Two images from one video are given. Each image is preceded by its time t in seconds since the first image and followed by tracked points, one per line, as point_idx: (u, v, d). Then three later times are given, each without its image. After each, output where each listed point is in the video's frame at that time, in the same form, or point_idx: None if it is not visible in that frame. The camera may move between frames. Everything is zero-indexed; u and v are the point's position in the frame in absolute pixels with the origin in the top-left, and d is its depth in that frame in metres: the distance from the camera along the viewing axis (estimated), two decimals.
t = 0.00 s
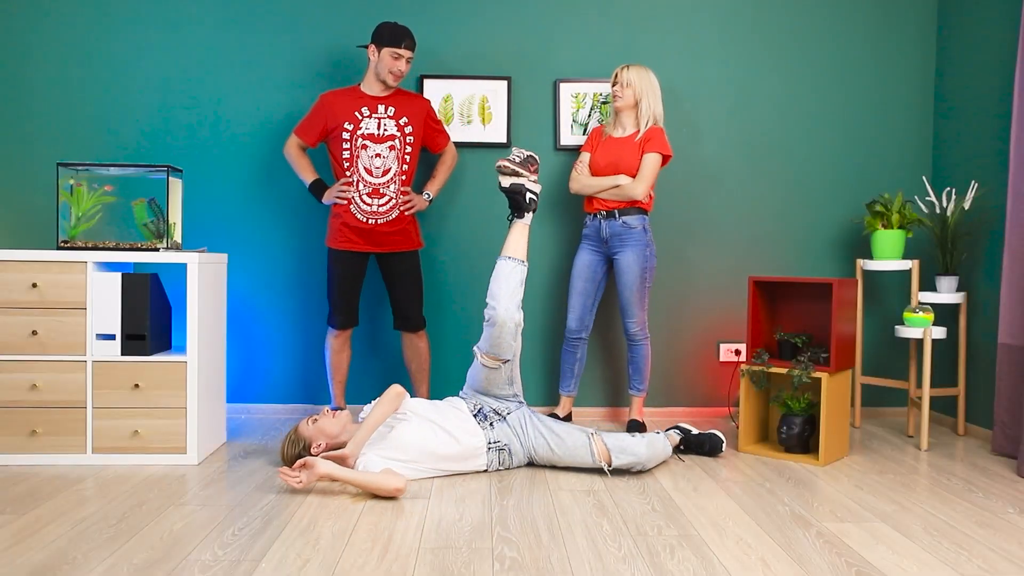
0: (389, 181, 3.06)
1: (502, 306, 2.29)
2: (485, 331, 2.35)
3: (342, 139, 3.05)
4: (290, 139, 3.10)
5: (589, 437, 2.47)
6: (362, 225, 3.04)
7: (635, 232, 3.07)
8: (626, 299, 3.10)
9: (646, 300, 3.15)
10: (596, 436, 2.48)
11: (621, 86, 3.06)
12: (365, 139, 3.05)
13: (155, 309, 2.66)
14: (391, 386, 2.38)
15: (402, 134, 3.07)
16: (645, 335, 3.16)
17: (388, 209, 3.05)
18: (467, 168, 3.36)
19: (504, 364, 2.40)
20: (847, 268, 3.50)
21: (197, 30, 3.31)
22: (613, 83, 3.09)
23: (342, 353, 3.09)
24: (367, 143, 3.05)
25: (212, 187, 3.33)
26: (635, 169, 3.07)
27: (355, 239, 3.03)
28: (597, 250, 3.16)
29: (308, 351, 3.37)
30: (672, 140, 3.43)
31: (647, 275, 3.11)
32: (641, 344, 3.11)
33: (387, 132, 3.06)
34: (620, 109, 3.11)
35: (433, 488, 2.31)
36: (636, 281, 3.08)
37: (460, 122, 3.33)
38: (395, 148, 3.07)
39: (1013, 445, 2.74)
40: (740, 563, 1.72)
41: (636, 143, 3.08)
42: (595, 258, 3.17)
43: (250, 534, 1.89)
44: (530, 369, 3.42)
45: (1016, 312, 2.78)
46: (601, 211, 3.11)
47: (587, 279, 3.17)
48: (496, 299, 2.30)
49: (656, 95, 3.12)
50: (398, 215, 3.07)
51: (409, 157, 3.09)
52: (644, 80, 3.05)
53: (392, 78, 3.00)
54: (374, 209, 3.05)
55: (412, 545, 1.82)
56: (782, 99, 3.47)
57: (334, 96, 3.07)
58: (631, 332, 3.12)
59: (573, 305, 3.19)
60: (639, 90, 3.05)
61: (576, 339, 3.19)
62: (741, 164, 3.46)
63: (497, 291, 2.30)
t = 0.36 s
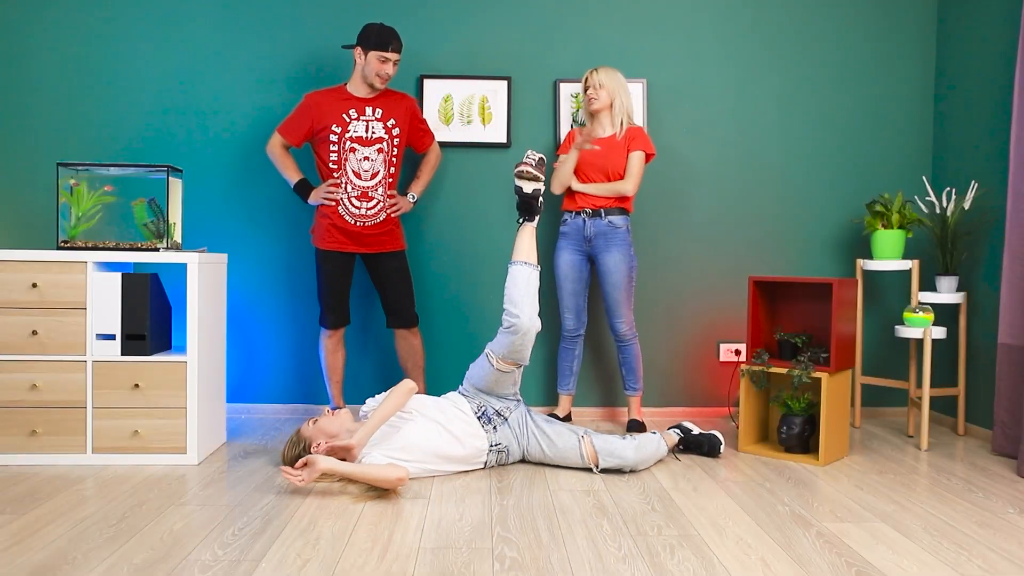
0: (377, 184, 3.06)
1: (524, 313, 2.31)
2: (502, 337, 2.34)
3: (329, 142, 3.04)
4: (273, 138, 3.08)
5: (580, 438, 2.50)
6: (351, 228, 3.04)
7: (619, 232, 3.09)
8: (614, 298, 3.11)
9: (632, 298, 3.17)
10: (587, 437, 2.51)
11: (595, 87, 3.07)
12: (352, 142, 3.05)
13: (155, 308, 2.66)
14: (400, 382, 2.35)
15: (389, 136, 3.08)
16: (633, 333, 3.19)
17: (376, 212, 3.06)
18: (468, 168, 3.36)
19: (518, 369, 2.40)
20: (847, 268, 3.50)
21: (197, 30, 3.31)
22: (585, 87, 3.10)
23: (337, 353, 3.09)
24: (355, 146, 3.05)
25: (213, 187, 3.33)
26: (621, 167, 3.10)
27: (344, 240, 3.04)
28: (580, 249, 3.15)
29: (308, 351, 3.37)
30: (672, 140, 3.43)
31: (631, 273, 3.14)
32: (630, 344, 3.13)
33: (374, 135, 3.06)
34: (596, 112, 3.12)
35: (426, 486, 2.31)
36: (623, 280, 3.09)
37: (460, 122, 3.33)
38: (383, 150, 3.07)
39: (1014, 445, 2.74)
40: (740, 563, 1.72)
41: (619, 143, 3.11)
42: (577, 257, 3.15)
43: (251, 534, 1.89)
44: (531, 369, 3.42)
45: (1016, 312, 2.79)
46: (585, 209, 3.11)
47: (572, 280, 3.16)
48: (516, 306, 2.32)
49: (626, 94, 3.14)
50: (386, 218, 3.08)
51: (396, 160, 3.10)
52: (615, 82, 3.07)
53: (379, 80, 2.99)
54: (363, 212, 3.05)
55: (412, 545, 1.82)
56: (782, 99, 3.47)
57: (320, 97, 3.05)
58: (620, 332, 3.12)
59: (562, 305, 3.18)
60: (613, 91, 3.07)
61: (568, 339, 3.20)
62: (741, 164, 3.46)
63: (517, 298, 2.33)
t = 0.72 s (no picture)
0: (382, 182, 3.06)
1: (528, 312, 2.31)
2: (504, 336, 2.33)
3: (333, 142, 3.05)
4: (279, 146, 3.09)
5: (580, 440, 2.50)
6: (358, 227, 3.04)
7: (600, 233, 3.10)
8: (599, 299, 3.11)
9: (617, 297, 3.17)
10: (587, 438, 2.51)
11: (572, 88, 3.07)
12: (356, 141, 3.05)
13: (155, 309, 2.66)
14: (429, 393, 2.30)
15: (393, 133, 3.07)
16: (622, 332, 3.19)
17: (382, 210, 3.05)
18: (468, 168, 3.36)
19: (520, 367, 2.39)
20: (847, 268, 3.50)
21: (197, 30, 3.31)
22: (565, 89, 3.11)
23: (339, 353, 3.09)
24: (359, 144, 3.05)
25: (213, 187, 3.33)
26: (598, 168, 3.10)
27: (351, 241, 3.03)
28: (561, 250, 3.17)
29: (308, 351, 3.37)
30: (672, 140, 3.43)
31: (614, 273, 3.15)
32: (619, 345, 3.13)
33: (377, 132, 3.05)
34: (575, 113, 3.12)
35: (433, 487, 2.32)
36: (605, 280, 3.11)
37: (460, 122, 3.33)
38: (387, 148, 3.06)
39: (1014, 445, 2.74)
40: (740, 563, 1.72)
41: (597, 143, 3.12)
42: (559, 257, 3.17)
43: (251, 534, 1.89)
44: (531, 370, 3.42)
45: (1016, 312, 2.79)
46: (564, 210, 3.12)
47: (557, 279, 3.18)
48: (520, 304, 2.32)
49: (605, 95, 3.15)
50: (393, 216, 3.07)
51: (401, 157, 3.09)
52: (594, 82, 3.07)
53: (378, 79, 3.00)
54: (369, 211, 3.04)
55: (412, 545, 1.82)
56: (782, 99, 3.47)
57: (322, 99, 3.06)
58: (609, 333, 3.12)
59: (550, 305, 3.20)
60: (592, 92, 3.07)
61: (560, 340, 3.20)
62: (741, 164, 3.46)
63: (521, 296, 2.33)
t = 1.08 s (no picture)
0: (393, 178, 3.05)
1: (532, 310, 2.29)
2: (509, 335, 2.32)
3: (343, 141, 3.05)
4: (294, 155, 3.11)
5: (584, 442, 2.49)
6: (370, 224, 3.03)
7: (592, 232, 3.11)
8: (593, 298, 3.11)
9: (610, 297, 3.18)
10: (591, 440, 2.51)
11: (566, 90, 3.11)
12: (365, 138, 3.05)
13: (156, 308, 2.66)
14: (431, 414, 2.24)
15: (403, 130, 3.07)
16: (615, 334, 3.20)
17: (394, 206, 3.05)
18: (468, 168, 3.37)
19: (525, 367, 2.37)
20: (847, 268, 3.50)
21: (197, 30, 3.31)
22: (557, 89, 3.14)
23: (344, 354, 3.09)
24: (369, 142, 3.05)
25: (213, 187, 3.33)
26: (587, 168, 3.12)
27: (364, 241, 3.03)
28: (554, 250, 3.17)
29: (308, 351, 3.37)
30: (672, 140, 3.43)
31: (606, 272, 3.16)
32: (613, 348, 3.14)
33: (386, 129, 3.05)
34: (564, 114, 3.15)
35: (435, 487, 2.32)
36: (599, 279, 3.11)
37: (460, 122, 3.33)
38: (397, 144, 3.06)
39: (1014, 445, 2.74)
40: (740, 563, 1.72)
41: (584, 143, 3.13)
42: (551, 258, 3.17)
43: (251, 534, 1.89)
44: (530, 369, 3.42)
45: (1016, 313, 2.79)
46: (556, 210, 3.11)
47: (551, 280, 3.17)
48: (524, 303, 2.30)
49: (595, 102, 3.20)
50: (405, 211, 3.06)
51: (412, 153, 3.08)
52: (589, 86, 3.12)
53: (386, 78, 3.01)
54: (381, 207, 3.04)
55: (412, 545, 1.82)
56: (782, 99, 3.47)
57: (331, 102, 3.08)
58: (605, 332, 3.12)
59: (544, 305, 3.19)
60: (586, 94, 3.11)
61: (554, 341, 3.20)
62: (741, 164, 3.46)
63: (525, 294, 2.31)
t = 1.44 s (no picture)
0: (394, 179, 3.05)
1: (530, 305, 2.29)
2: (507, 332, 2.32)
3: (346, 140, 3.06)
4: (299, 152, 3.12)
5: (585, 443, 2.48)
6: (371, 224, 3.03)
7: (596, 231, 3.13)
8: (598, 297, 3.11)
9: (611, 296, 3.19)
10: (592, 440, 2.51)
11: (568, 90, 3.11)
12: (368, 138, 3.05)
13: (156, 309, 2.66)
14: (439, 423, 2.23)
15: (405, 131, 3.07)
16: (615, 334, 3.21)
17: (395, 207, 3.05)
18: (468, 168, 3.37)
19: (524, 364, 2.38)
20: (847, 268, 3.50)
21: (197, 30, 3.31)
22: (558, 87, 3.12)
23: (344, 354, 3.09)
24: (371, 142, 3.05)
25: (213, 187, 3.33)
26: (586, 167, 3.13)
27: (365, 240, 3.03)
28: (557, 250, 3.14)
29: (308, 350, 3.37)
30: (672, 140, 3.43)
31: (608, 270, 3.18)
32: (614, 348, 3.14)
33: (389, 129, 3.05)
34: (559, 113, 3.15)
35: (434, 487, 2.32)
36: (604, 279, 3.12)
37: (460, 122, 3.33)
38: (399, 145, 3.06)
39: (1014, 446, 2.74)
40: (740, 563, 1.72)
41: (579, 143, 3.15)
42: (555, 258, 3.14)
43: (251, 534, 1.89)
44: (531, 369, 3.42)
45: (1016, 313, 2.79)
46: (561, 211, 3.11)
47: (555, 280, 3.14)
48: (520, 297, 2.30)
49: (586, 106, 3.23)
50: (406, 212, 3.06)
51: (414, 154, 3.08)
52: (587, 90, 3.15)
53: (391, 78, 3.00)
54: (381, 207, 3.04)
55: (412, 545, 1.82)
56: (782, 100, 3.47)
57: (335, 100, 3.08)
58: (608, 332, 3.12)
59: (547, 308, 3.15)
60: (585, 98, 3.15)
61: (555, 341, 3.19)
62: (741, 165, 3.46)
63: (521, 289, 2.31)
